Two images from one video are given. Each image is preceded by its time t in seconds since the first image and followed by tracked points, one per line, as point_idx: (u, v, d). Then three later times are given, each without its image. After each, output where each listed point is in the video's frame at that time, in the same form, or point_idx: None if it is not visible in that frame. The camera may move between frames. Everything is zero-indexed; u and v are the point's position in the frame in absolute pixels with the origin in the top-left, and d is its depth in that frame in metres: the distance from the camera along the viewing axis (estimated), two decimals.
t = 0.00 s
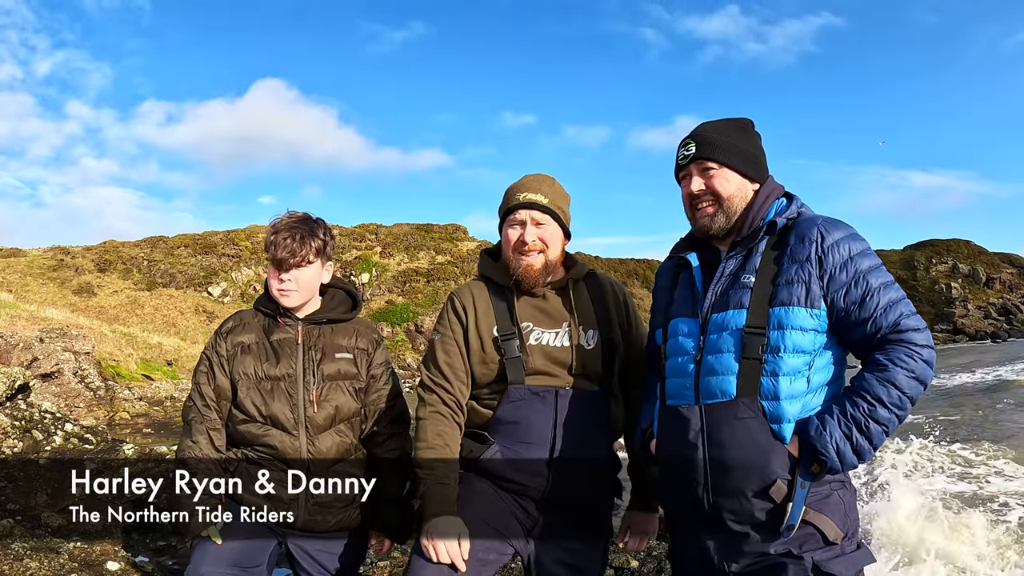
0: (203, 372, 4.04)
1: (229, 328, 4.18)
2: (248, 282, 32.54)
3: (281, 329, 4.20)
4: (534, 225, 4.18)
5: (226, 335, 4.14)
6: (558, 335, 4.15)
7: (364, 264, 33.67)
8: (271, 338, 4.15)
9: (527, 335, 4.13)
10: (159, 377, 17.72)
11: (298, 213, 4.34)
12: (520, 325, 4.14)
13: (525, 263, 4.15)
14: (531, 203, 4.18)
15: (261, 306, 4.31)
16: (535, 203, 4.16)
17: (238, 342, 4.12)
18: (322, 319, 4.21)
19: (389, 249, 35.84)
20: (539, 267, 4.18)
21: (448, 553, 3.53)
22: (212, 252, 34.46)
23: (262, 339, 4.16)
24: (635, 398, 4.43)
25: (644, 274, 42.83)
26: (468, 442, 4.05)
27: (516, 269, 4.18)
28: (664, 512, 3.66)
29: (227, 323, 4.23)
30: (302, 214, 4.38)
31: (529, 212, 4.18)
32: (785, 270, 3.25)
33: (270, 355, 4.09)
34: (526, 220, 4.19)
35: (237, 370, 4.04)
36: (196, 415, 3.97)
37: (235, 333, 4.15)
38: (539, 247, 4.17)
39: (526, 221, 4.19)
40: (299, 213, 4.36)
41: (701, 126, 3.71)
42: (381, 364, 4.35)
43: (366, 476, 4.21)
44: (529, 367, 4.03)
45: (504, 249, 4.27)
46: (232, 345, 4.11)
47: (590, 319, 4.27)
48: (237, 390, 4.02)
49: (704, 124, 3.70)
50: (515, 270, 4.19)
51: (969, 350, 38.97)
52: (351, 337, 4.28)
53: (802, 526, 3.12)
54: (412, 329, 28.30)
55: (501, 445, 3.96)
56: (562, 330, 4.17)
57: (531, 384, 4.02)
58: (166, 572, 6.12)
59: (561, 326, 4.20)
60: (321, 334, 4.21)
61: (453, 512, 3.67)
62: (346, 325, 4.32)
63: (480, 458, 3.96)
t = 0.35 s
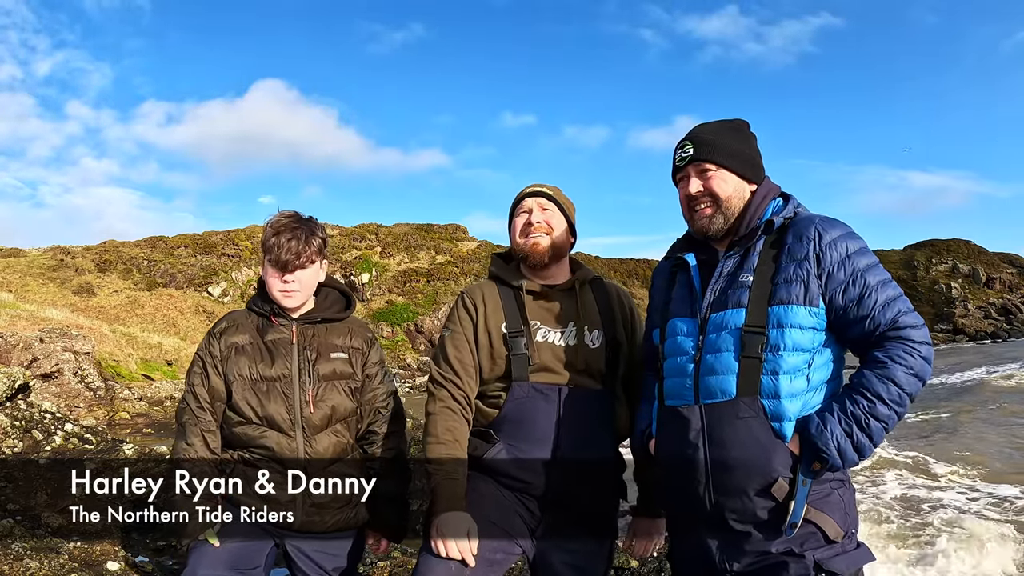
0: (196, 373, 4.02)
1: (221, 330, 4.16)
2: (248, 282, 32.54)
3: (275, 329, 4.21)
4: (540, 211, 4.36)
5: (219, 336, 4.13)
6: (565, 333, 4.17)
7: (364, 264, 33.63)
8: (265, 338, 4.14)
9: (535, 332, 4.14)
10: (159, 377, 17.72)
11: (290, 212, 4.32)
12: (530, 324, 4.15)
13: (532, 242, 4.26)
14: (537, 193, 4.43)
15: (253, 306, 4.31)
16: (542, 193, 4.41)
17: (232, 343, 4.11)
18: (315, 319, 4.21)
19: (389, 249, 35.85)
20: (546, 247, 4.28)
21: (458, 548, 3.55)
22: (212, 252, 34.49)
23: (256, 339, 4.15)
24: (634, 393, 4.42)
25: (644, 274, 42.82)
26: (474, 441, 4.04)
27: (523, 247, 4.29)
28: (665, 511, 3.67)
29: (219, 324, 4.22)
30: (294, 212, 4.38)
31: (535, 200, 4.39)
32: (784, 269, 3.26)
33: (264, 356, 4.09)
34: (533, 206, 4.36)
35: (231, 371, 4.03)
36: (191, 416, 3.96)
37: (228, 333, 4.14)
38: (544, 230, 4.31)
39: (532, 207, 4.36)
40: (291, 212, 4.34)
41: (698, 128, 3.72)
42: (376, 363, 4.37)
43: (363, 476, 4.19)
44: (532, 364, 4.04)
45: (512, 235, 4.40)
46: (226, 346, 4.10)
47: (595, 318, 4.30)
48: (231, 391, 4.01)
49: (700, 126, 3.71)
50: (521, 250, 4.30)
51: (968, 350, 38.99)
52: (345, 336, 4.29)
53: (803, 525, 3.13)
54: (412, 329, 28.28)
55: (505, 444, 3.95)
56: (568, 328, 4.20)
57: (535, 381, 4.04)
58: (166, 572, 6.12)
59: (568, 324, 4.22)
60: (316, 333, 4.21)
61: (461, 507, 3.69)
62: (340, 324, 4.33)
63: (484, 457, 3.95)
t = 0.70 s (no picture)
0: (190, 374, 4.03)
1: (214, 331, 4.14)
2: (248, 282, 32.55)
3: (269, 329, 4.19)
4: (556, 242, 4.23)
5: (212, 336, 4.12)
6: (571, 330, 4.17)
7: (364, 264, 33.61)
8: (259, 340, 4.13)
9: (539, 332, 4.14)
10: (159, 377, 17.73)
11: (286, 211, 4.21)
12: (532, 322, 4.17)
13: (545, 279, 4.23)
14: (556, 220, 4.22)
15: (246, 306, 4.26)
16: (560, 221, 4.21)
17: (226, 344, 4.10)
18: (310, 319, 4.20)
19: (389, 249, 35.86)
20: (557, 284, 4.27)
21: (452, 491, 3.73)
22: (212, 252, 34.52)
23: (250, 340, 4.15)
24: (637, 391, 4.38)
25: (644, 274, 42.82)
26: (477, 436, 4.06)
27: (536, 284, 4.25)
28: (662, 510, 3.68)
29: (212, 324, 4.21)
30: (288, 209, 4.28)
31: (554, 230, 4.23)
32: (780, 268, 3.27)
33: (258, 357, 4.09)
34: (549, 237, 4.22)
35: (225, 373, 4.04)
36: (184, 418, 3.97)
37: (221, 334, 4.13)
38: (558, 264, 4.24)
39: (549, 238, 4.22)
40: (285, 211, 4.22)
41: (694, 131, 3.71)
42: (370, 363, 4.38)
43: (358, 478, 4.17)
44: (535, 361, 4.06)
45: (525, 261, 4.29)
46: (219, 347, 4.09)
47: (600, 318, 4.26)
48: (226, 393, 4.02)
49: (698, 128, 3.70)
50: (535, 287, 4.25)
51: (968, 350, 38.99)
52: (339, 337, 4.28)
53: (800, 525, 3.14)
54: (412, 329, 28.29)
55: (510, 437, 3.97)
56: (574, 326, 4.19)
57: (540, 376, 4.04)
58: (166, 572, 6.11)
59: (574, 323, 4.22)
60: (310, 334, 4.20)
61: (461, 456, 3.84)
62: (335, 325, 4.31)
63: (488, 453, 3.97)
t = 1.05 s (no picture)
0: (183, 375, 4.04)
1: (208, 331, 4.15)
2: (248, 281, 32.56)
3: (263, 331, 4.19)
4: (562, 253, 4.19)
5: (206, 338, 4.12)
6: (575, 332, 4.18)
7: (364, 264, 33.62)
8: (253, 341, 4.13)
9: (542, 332, 4.16)
10: (159, 377, 17.73)
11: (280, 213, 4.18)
12: (536, 323, 4.19)
13: (553, 291, 4.21)
14: (562, 231, 4.17)
15: (240, 307, 4.25)
16: (567, 232, 4.17)
17: (219, 346, 4.11)
18: (304, 320, 4.18)
19: (389, 249, 35.87)
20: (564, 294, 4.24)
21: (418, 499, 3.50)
22: (212, 253, 34.55)
23: (243, 341, 4.15)
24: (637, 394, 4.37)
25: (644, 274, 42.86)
26: (477, 436, 4.09)
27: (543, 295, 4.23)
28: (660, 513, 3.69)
29: (206, 326, 4.20)
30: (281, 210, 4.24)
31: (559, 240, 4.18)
32: (777, 273, 3.27)
33: (252, 359, 4.09)
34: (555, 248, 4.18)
35: (220, 374, 4.05)
36: (180, 419, 4.00)
37: (215, 336, 4.13)
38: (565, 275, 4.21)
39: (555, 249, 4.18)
40: (278, 212, 4.18)
41: (684, 151, 3.55)
42: (365, 363, 4.37)
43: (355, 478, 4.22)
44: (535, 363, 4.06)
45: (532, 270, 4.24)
46: (213, 348, 4.10)
47: (604, 320, 4.28)
48: (220, 395, 4.03)
49: (688, 147, 3.54)
50: (542, 297, 4.24)
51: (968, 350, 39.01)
52: (333, 336, 4.27)
53: (799, 527, 3.15)
54: (412, 329, 28.31)
55: (508, 438, 3.99)
56: (577, 328, 4.20)
57: (540, 376, 4.06)
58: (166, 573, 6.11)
59: (576, 326, 4.21)
60: (304, 334, 4.20)
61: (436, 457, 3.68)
62: (329, 325, 4.30)
63: (488, 452, 4.00)
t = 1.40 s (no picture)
0: (180, 376, 4.04)
1: (206, 331, 4.15)
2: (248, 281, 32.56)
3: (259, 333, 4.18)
4: (563, 245, 4.21)
5: (202, 339, 4.11)
6: (571, 342, 4.14)
7: (364, 264, 33.63)
8: (250, 343, 4.12)
9: (538, 343, 4.12)
10: (159, 377, 17.73)
11: (278, 221, 4.16)
12: (532, 331, 4.16)
13: (553, 283, 4.21)
14: (561, 222, 4.19)
15: (237, 309, 4.24)
16: (566, 223, 4.17)
17: (217, 347, 4.10)
18: (299, 323, 4.17)
19: (389, 249, 35.88)
20: (566, 286, 4.23)
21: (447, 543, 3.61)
22: (212, 253, 34.58)
23: (239, 343, 4.14)
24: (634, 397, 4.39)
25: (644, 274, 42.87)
26: (474, 440, 4.11)
27: (544, 287, 4.22)
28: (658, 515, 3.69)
29: (203, 327, 4.19)
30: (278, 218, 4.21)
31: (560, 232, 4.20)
32: (777, 275, 3.27)
33: (249, 361, 4.09)
34: (554, 239, 4.20)
35: (216, 376, 4.05)
36: (177, 420, 3.99)
37: (212, 337, 4.12)
38: (566, 266, 4.20)
39: (554, 240, 4.20)
40: (277, 220, 4.16)
41: (684, 145, 3.55)
42: (362, 364, 4.36)
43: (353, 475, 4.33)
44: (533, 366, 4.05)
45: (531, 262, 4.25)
46: (209, 350, 4.09)
47: (602, 329, 4.27)
48: (217, 397, 4.03)
49: (688, 144, 3.55)
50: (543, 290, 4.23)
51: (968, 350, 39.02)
52: (330, 338, 4.27)
53: (800, 527, 3.15)
54: (412, 329, 28.31)
55: (503, 443, 4.01)
56: (574, 338, 4.17)
57: (535, 385, 4.03)
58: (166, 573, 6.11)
59: (574, 334, 4.19)
60: (300, 337, 4.19)
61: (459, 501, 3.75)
62: (326, 326, 4.29)
63: (482, 456, 4.03)
